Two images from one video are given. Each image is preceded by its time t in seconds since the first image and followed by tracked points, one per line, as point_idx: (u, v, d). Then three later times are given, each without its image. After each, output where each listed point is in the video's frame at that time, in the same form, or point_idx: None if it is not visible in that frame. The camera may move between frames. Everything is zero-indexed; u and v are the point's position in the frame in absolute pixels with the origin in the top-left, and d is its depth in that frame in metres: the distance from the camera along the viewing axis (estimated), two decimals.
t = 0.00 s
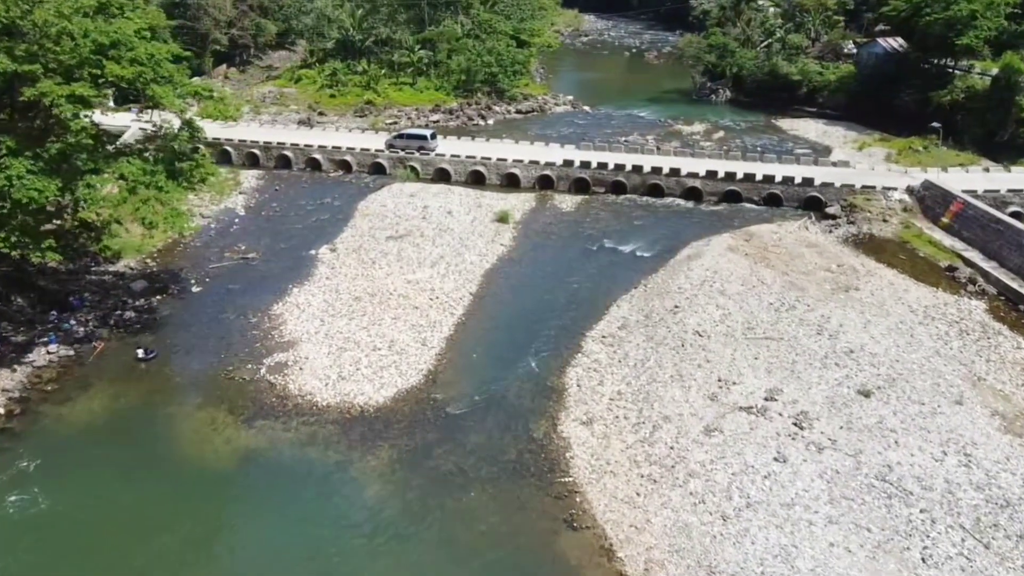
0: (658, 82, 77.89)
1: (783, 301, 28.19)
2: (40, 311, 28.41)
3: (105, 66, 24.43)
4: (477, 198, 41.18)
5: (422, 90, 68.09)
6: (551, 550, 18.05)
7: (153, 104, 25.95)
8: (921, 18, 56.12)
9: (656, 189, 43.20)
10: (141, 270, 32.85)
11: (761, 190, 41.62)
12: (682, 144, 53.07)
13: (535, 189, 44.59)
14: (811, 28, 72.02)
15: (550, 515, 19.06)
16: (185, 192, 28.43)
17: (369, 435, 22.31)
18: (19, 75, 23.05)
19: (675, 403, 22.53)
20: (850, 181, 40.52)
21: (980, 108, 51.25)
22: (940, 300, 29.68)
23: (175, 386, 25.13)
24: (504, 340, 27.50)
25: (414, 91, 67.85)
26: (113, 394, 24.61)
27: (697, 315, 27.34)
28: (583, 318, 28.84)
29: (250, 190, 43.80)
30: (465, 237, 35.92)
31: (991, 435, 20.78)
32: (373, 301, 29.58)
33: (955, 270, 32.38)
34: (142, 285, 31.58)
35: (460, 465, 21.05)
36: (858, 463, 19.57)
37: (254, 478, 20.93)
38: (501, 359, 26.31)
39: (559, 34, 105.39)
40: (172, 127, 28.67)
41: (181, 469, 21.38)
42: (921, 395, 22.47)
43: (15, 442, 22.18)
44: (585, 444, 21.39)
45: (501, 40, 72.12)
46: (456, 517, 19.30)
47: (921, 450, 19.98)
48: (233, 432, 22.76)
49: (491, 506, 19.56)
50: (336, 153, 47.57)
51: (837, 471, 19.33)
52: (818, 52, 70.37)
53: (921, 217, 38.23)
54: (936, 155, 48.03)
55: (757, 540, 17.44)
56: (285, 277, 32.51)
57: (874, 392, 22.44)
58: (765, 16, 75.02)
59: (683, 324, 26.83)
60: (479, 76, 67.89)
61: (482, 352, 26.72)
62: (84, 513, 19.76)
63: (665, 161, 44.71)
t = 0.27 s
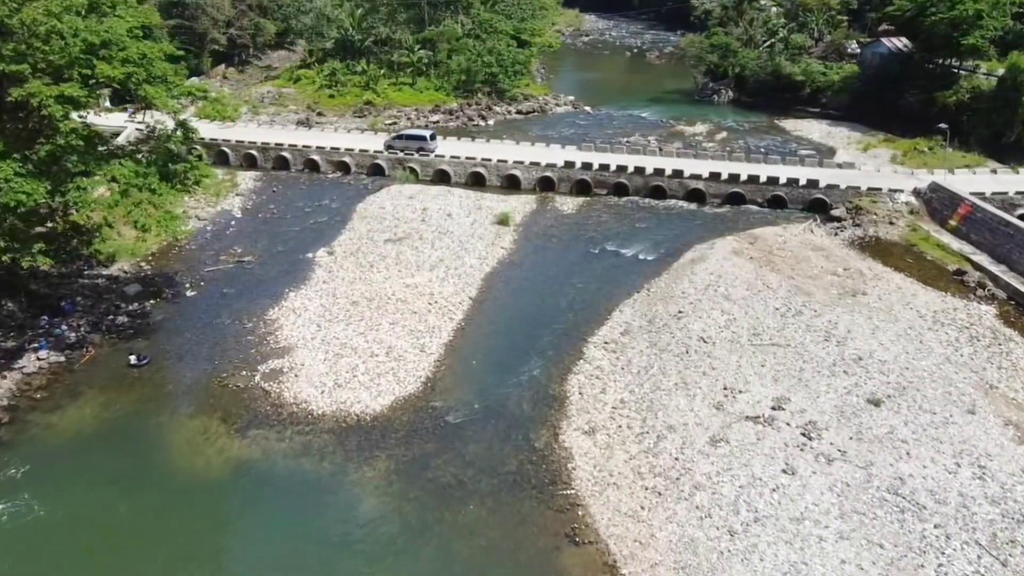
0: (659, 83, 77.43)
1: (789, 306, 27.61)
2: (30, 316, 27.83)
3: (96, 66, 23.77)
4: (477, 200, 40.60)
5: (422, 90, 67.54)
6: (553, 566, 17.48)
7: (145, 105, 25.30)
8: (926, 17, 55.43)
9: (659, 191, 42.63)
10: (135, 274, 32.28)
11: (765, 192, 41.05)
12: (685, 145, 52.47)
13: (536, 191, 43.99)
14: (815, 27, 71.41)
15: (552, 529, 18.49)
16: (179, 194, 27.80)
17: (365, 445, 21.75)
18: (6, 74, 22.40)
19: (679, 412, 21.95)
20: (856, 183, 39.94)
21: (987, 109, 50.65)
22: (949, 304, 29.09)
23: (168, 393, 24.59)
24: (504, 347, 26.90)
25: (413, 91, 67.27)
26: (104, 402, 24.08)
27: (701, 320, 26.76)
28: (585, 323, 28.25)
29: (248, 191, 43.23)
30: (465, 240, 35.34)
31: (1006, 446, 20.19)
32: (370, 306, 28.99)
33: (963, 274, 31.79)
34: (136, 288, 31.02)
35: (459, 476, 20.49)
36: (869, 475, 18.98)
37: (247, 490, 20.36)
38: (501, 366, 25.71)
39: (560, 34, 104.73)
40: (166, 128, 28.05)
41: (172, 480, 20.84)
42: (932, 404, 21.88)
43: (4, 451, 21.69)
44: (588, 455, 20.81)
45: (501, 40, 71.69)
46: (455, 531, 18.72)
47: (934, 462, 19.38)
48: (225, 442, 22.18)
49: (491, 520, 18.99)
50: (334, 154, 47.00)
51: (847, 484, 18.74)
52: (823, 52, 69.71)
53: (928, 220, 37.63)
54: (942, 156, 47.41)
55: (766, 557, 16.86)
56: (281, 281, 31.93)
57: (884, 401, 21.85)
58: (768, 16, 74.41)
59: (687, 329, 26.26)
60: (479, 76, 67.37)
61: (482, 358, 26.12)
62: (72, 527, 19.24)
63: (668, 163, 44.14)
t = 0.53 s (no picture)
0: (661, 83, 76.85)
1: (796, 312, 27.00)
2: (20, 321, 27.23)
3: (85, 65, 23.10)
4: (477, 202, 40.01)
5: (421, 90, 66.95)
6: None
7: (136, 105, 24.64)
8: (931, 16, 54.76)
9: (661, 193, 42.03)
10: (129, 278, 31.69)
11: (770, 194, 40.43)
12: (687, 146, 51.87)
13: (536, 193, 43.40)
14: (818, 27, 70.81)
15: (553, 545, 17.89)
16: (171, 197, 27.13)
17: (361, 456, 21.15)
18: None
19: (685, 422, 21.34)
20: (861, 186, 39.34)
21: (993, 109, 50.04)
22: (959, 310, 28.49)
23: (159, 401, 23.99)
24: (504, 353, 26.29)
25: (413, 92, 66.69)
26: (94, 410, 23.48)
27: (706, 326, 26.15)
28: (586, 329, 27.65)
29: (244, 193, 42.63)
30: (464, 243, 34.75)
31: (1021, 458, 19.59)
32: (367, 311, 28.39)
33: (973, 278, 31.16)
34: (129, 293, 30.42)
35: (457, 489, 19.88)
36: (882, 489, 18.37)
37: (238, 503, 19.75)
38: (501, 374, 25.10)
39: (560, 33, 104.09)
40: (158, 128, 27.40)
41: (161, 492, 20.23)
42: (944, 414, 21.28)
43: None
44: (590, 466, 20.20)
45: (501, 40, 71.10)
46: (453, 546, 18.12)
47: (948, 475, 18.78)
48: (217, 453, 21.57)
49: (491, 534, 18.38)
50: (332, 155, 46.41)
51: (859, 498, 18.12)
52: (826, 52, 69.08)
53: (935, 223, 37.00)
54: (948, 157, 46.79)
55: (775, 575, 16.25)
56: (276, 285, 31.33)
57: (895, 411, 21.25)
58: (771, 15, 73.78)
59: (692, 335, 25.66)
60: (479, 76, 66.81)
61: (481, 365, 25.51)
62: (57, 542, 18.60)
63: (670, 164, 43.54)
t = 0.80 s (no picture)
0: (662, 83, 76.28)
1: (803, 318, 26.39)
2: (9, 327, 26.62)
3: (74, 64, 22.50)
4: (477, 204, 39.41)
5: (421, 91, 66.33)
6: None
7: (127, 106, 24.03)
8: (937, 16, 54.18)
9: (663, 195, 41.43)
10: (122, 281, 31.09)
11: (774, 196, 39.82)
12: (690, 147, 51.27)
13: (537, 195, 42.79)
14: (821, 27, 70.19)
15: (555, 561, 17.29)
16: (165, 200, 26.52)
17: (357, 467, 20.55)
18: None
19: (690, 433, 20.74)
20: (868, 187, 38.73)
21: (999, 110, 49.44)
22: (969, 315, 27.87)
23: (151, 409, 23.40)
24: (504, 360, 25.70)
25: (412, 92, 66.09)
26: (84, 419, 22.87)
27: (711, 332, 25.53)
28: (589, 335, 27.04)
29: (241, 195, 42.02)
30: (464, 245, 34.15)
31: None
32: (365, 316, 27.78)
33: (982, 282, 30.54)
34: (122, 297, 29.82)
35: (456, 502, 19.27)
36: (895, 504, 17.76)
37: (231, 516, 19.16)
38: (501, 381, 24.50)
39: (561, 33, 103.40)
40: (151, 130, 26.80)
41: (152, 504, 19.63)
42: (958, 424, 20.68)
43: None
44: (593, 478, 19.60)
45: (502, 40, 70.46)
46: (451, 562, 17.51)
47: (962, 488, 18.18)
48: (208, 464, 20.96)
49: (491, 550, 17.78)
50: (330, 156, 45.81)
51: (871, 512, 17.52)
52: (829, 52, 68.46)
53: (943, 225, 36.38)
54: (954, 158, 46.17)
55: None
56: (272, 289, 30.72)
57: (907, 421, 20.63)
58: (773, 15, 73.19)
59: (696, 342, 25.05)
60: (479, 76, 66.26)
61: (481, 372, 24.92)
62: (43, 558, 17.97)
63: (673, 165, 42.92)
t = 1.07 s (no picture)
0: (663, 83, 75.74)
1: (809, 323, 25.80)
2: None
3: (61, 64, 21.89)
4: (476, 205, 38.83)
5: (420, 90, 65.73)
6: None
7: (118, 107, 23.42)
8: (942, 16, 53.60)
9: (666, 197, 40.84)
10: (114, 285, 30.50)
11: (778, 198, 39.21)
12: (692, 148, 50.68)
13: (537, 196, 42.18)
14: (824, 26, 69.59)
15: None
16: (158, 203, 25.90)
17: (353, 478, 19.95)
18: None
19: (695, 443, 20.14)
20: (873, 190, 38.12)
21: (1005, 111, 48.86)
22: (978, 320, 27.28)
23: (142, 417, 22.81)
24: (503, 366, 25.12)
25: (412, 92, 65.50)
26: (73, 427, 22.29)
27: (716, 339, 24.93)
28: (590, 340, 26.45)
29: (238, 196, 41.43)
30: (463, 248, 33.55)
31: None
32: (361, 321, 27.18)
33: (991, 287, 29.94)
34: (115, 300, 29.22)
35: (453, 516, 18.68)
36: (908, 519, 17.17)
37: (223, 529, 18.58)
38: (500, 388, 23.92)
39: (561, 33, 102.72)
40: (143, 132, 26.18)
41: (142, 515, 19.06)
42: (970, 435, 20.09)
43: None
44: (595, 491, 19.00)
45: (502, 40, 69.84)
46: None
47: (977, 503, 17.59)
48: (199, 475, 20.36)
49: (490, 566, 17.19)
50: (328, 157, 45.22)
51: (883, 528, 16.94)
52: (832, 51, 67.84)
53: (950, 228, 35.78)
54: (960, 159, 45.57)
55: None
56: (267, 293, 30.13)
57: (918, 432, 20.03)
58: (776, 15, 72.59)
59: (701, 349, 24.45)
60: (479, 76, 65.73)
61: (479, 379, 24.33)
62: (26, 572, 17.39)
63: (675, 166, 42.34)
